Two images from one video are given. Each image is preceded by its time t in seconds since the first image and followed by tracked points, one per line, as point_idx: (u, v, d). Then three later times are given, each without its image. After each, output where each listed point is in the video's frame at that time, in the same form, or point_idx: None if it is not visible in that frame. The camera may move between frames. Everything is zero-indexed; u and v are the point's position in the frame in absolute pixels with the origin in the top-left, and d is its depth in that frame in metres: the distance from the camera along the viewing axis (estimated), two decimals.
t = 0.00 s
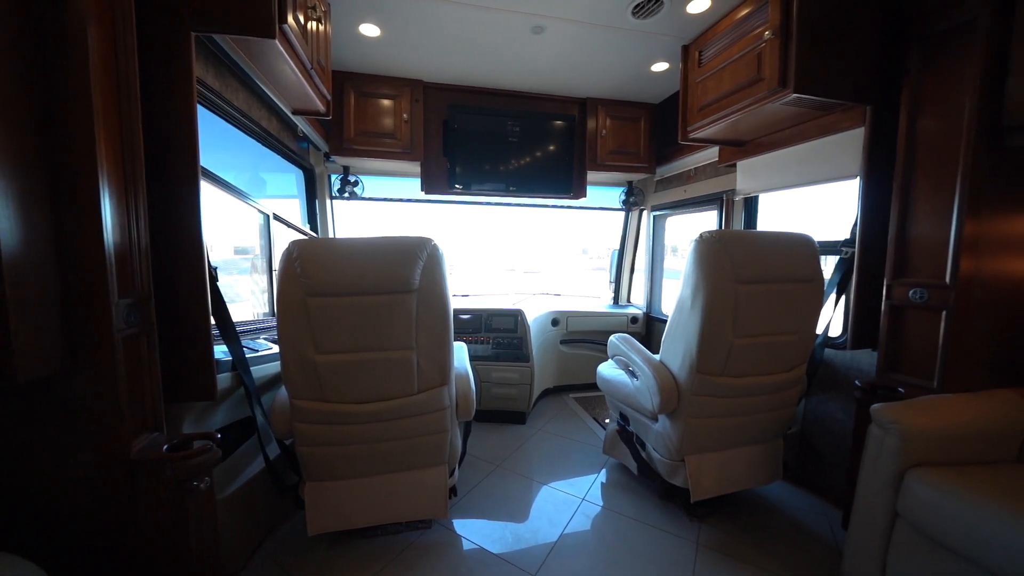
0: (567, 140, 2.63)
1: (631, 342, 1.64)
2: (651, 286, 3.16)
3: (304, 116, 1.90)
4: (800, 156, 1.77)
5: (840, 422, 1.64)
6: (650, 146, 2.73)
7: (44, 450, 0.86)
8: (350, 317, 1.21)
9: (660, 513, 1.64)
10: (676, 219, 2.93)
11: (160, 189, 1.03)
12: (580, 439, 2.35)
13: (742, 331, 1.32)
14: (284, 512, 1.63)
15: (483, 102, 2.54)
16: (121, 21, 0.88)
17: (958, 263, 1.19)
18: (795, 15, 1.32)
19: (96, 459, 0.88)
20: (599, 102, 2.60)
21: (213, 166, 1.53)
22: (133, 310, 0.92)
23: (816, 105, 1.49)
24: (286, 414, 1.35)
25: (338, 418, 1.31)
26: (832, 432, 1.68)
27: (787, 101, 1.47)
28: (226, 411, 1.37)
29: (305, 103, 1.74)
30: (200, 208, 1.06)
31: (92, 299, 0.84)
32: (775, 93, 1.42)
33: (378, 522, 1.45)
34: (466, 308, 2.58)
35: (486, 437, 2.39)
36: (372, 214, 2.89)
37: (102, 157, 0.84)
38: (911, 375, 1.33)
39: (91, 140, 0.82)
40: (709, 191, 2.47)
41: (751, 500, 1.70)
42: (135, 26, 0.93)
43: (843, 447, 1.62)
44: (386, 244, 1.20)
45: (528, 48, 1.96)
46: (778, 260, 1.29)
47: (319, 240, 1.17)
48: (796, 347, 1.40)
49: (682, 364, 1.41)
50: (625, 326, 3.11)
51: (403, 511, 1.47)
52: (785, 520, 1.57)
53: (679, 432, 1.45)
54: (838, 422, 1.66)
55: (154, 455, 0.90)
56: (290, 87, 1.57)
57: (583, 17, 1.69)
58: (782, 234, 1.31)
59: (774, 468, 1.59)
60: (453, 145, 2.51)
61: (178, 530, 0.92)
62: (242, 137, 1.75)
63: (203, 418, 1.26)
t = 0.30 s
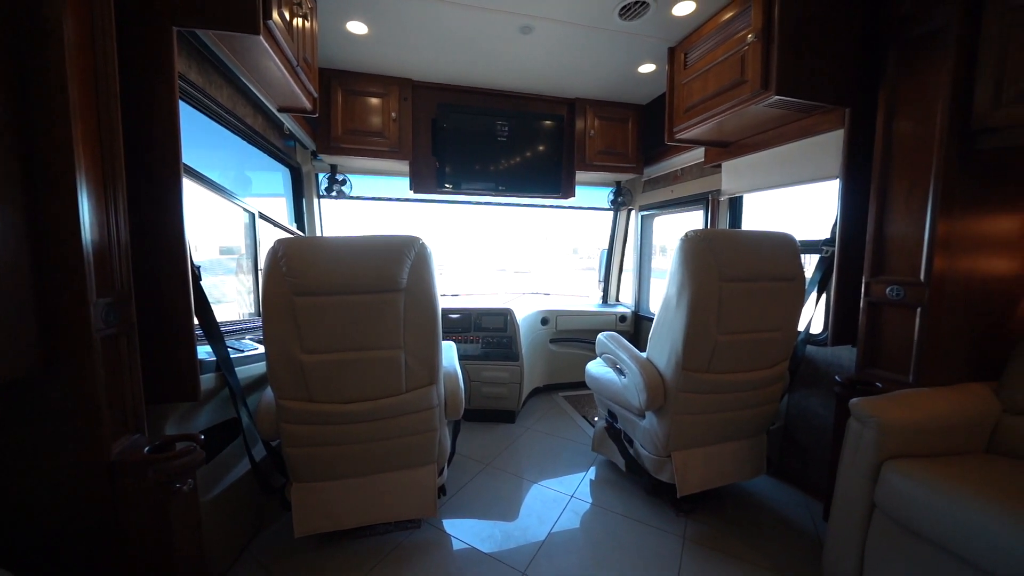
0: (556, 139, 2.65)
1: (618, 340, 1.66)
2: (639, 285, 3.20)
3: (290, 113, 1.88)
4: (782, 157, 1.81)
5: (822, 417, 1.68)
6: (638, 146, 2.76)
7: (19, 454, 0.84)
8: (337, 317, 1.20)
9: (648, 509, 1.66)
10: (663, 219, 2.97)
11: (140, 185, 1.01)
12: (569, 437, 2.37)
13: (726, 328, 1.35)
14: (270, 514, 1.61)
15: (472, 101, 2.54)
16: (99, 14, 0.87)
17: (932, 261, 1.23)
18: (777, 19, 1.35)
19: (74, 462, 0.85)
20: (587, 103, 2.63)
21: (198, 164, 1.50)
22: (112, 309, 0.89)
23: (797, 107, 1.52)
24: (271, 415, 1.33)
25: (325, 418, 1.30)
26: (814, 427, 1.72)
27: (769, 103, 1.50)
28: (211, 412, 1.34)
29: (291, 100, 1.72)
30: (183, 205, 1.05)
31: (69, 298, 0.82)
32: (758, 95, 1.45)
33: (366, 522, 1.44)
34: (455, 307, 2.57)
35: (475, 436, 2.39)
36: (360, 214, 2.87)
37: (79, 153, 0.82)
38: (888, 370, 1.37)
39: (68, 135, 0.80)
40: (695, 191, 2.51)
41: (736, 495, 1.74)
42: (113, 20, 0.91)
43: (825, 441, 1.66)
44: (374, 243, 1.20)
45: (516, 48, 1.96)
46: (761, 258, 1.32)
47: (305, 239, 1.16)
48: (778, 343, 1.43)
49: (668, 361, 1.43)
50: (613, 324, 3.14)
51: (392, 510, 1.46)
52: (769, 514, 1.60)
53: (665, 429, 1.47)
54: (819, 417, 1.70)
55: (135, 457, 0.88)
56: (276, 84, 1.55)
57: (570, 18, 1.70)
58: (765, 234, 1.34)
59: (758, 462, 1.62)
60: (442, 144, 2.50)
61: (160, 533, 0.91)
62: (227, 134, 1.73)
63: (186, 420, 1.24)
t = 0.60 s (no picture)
0: (546, 139, 2.66)
1: (607, 338, 1.67)
2: (629, 284, 3.23)
3: (277, 111, 1.86)
4: (767, 157, 1.84)
5: (805, 412, 1.72)
6: (626, 146, 2.79)
7: None
8: (325, 316, 1.19)
9: (637, 505, 1.68)
10: (652, 219, 3.00)
11: (121, 182, 0.99)
12: (559, 435, 2.38)
13: (712, 325, 1.37)
14: (257, 516, 1.59)
15: (462, 101, 2.54)
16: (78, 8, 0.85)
17: (909, 259, 1.27)
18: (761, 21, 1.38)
19: (53, 466, 0.83)
20: (577, 103, 2.64)
21: (182, 161, 1.48)
22: (92, 309, 0.88)
23: (781, 108, 1.55)
24: (258, 415, 1.32)
25: (313, 418, 1.29)
26: (798, 422, 1.75)
27: (754, 105, 1.53)
28: (196, 413, 1.32)
29: (278, 98, 1.70)
30: (166, 203, 1.03)
31: (47, 298, 0.80)
32: (742, 96, 1.48)
33: (355, 523, 1.43)
34: (445, 307, 2.57)
35: (466, 436, 2.38)
36: (349, 213, 2.84)
37: (57, 149, 0.80)
38: (868, 366, 1.41)
39: (46, 131, 0.78)
40: (682, 191, 2.54)
41: (723, 490, 1.76)
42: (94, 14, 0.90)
43: (808, 436, 1.70)
44: (362, 241, 1.19)
45: (506, 48, 1.97)
46: (746, 256, 1.34)
47: (292, 238, 1.15)
48: (763, 340, 1.45)
49: (656, 358, 1.44)
50: (603, 323, 3.16)
51: (381, 510, 1.46)
52: (755, 508, 1.63)
53: (653, 425, 1.49)
54: (803, 412, 1.73)
55: (117, 459, 0.86)
56: (262, 81, 1.53)
57: (559, 18, 1.71)
58: (749, 232, 1.36)
59: (744, 457, 1.65)
60: (431, 144, 2.49)
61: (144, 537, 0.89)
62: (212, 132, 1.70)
63: (170, 421, 1.22)
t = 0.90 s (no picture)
0: (536, 138, 2.67)
1: (596, 336, 1.68)
2: (618, 283, 3.25)
3: (263, 107, 1.83)
4: (752, 157, 1.88)
5: (789, 407, 1.75)
6: (615, 146, 2.81)
7: None
8: (311, 314, 1.18)
9: (626, 502, 1.70)
10: (640, 218, 3.03)
11: (99, 178, 0.96)
12: (550, 434, 2.39)
13: (699, 322, 1.39)
14: (243, 519, 1.56)
15: (451, 99, 2.53)
16: None
17: (888, 257, 1.30)
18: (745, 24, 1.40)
19: (26, 470, 0.81)
20: (566, 103, 2.66)
21: (166, 158, 1.45)
22: (69, 307, 0.85)
23: (765, 109, 1.58)
24: (244, 416, 1.30)
25: (301, 418, 1.27)
26: (783, 417, 1.79)
27: (739, 105, 1.55)
28: (179, 414, 1.30)
29: (263, 94, 1.68)
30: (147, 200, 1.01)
31: (21, 296, 0.78)
32: (727, 97, 1.50)
33: (344, 524, 1.42)
34: (435, 306, 2.56)
35: (456, 435, 2.38)
36: (337, 211, 2.82)
37: (32, 144, 0.78)
38: (849, 361, 1.44)
39: (21, 125, 0.76)
40: (670, 191, 2.57)
41: (710, 485, 1.79)
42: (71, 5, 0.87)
43: (792, 431, 1.73)
44: (349, 239, 1.18)
45: (495, 46, 1.97)
46: (731, 254, 1.37)
47: (278, 235, 1.14)
48: (748, 337, 1.48)
49: (644, 355, 1.46)
50: (593, 322, 3.18)
51: (370, 510, 1.45)
52: (741, 502, 1.66)
53: (641, 422, 1.50)
54: (788, 408, 1.76)
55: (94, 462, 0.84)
56: (247, 77, 1.51)
57: (548, 18, 1.72)
58: (734, 231, 1.38)
59: (731, 453, 1.68)
60: (421, 142, 2.48)
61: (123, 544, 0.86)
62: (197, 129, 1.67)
63: (152, 422, 1.20)
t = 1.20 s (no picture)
0: (525, 137, 2.67)
1: (585, 333, 1.70)
2: (607, 282, 3.28)
3: (248, 103, 1.80)
4: (738, 157, 1.91)
5: (773, 402, 1.79)
6: (604, 146, 2.83)
7: None
8: (298, 312, 1.17)
9: (615, 498, 1.71)
10: (629, 217, 3.06)
11: (77, 173, 0.93)
12: (540, 431, 2.40)
13: (686, 319, 1.41)
14: (229, 521, 1.54)
15: (440, 97, 2.52)
16: None
17: (868, 254, 1.34)
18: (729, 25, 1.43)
19: None
20: (555, 102, 2.67)
21: (148, 154, 1.42)
22: (44, 304, 0.83)
23: (749, 110, 1.61)
24: (228, 415, 1.28)
25: (288, 418, 1.26)
26: (768, 412, 1.82)
27: (724, 105, 1.58)
28: (162, 414, 1.27)
29: (248, 89, 1.65)
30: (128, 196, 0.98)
31: None
32: (713, 97, 1.52)
33: (332, 524, 1.41)
34: (425, 305, 2.55)
35: (446, 434, 2.37)
36: (325, 209, 2.79)
37: (4, 136, 0.75)
38: (831, 356, 1.47)
39: None
40: (658, 189, 2.60)
41: (697, 479, 1.82)
42: None
43: (776, 425, 1.77)
44: (336, 236, 1.17)
45: (484, 44, 1.96)
46: (716, 251, 1.39)
47: (264, 232, 1.12)
48: (733, 333, 1.50)
49: (632, 352, 1.47)
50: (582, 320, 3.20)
51: (358, 509, 1.44)
52: (727, 495, 1.69)
53: (629, 417, 1.52)
54: (772, 403, 1.80)
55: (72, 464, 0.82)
56: (231, 72, 1.49)
57: (537, 17, 1.72)
58: (719, 229, 1.41)
59: (717, 447, 1.70)
60: (410, 140, 2.47)
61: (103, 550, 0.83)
62: (181, 125, 1.64)
63: (133, 423, 1.17)
